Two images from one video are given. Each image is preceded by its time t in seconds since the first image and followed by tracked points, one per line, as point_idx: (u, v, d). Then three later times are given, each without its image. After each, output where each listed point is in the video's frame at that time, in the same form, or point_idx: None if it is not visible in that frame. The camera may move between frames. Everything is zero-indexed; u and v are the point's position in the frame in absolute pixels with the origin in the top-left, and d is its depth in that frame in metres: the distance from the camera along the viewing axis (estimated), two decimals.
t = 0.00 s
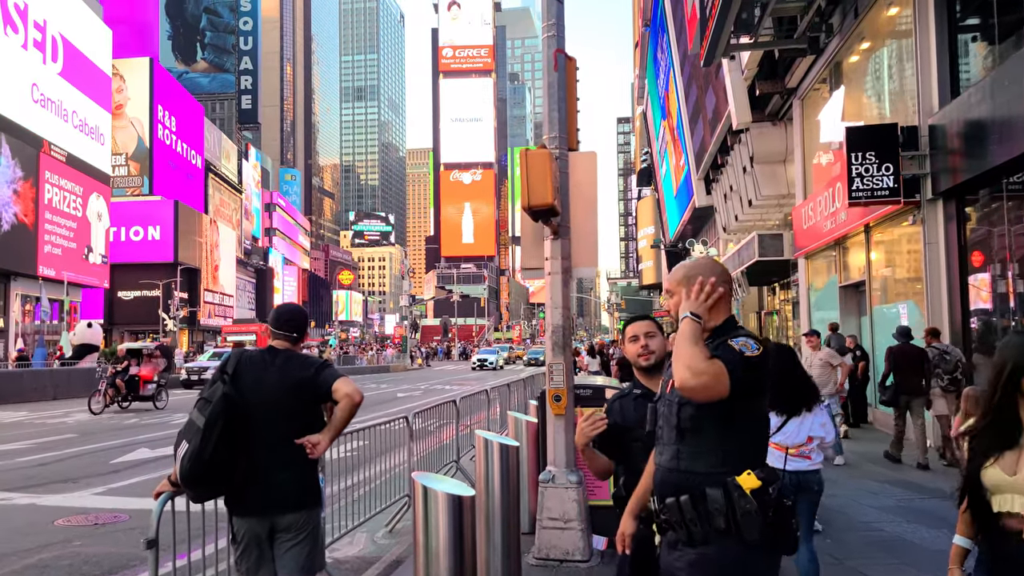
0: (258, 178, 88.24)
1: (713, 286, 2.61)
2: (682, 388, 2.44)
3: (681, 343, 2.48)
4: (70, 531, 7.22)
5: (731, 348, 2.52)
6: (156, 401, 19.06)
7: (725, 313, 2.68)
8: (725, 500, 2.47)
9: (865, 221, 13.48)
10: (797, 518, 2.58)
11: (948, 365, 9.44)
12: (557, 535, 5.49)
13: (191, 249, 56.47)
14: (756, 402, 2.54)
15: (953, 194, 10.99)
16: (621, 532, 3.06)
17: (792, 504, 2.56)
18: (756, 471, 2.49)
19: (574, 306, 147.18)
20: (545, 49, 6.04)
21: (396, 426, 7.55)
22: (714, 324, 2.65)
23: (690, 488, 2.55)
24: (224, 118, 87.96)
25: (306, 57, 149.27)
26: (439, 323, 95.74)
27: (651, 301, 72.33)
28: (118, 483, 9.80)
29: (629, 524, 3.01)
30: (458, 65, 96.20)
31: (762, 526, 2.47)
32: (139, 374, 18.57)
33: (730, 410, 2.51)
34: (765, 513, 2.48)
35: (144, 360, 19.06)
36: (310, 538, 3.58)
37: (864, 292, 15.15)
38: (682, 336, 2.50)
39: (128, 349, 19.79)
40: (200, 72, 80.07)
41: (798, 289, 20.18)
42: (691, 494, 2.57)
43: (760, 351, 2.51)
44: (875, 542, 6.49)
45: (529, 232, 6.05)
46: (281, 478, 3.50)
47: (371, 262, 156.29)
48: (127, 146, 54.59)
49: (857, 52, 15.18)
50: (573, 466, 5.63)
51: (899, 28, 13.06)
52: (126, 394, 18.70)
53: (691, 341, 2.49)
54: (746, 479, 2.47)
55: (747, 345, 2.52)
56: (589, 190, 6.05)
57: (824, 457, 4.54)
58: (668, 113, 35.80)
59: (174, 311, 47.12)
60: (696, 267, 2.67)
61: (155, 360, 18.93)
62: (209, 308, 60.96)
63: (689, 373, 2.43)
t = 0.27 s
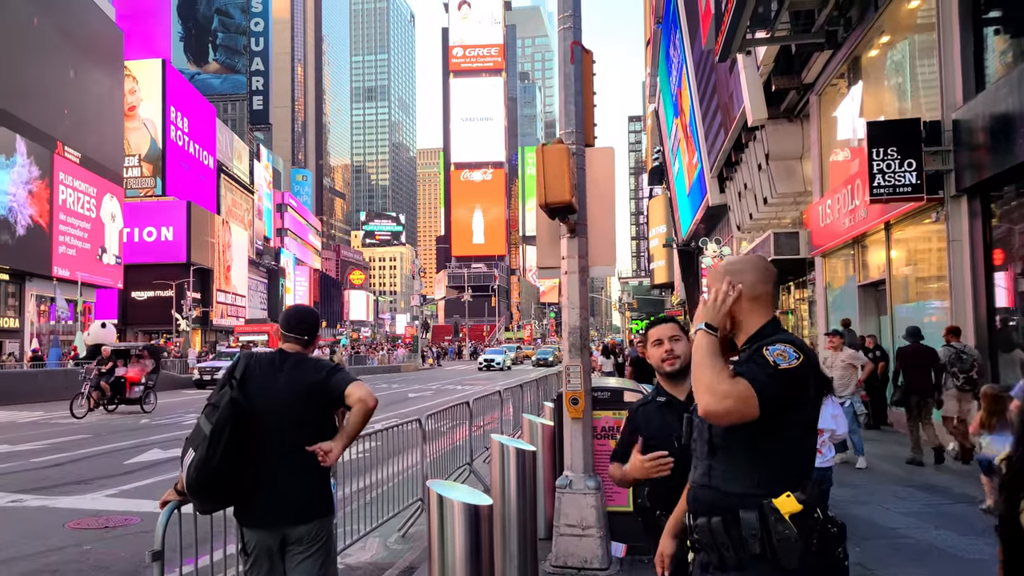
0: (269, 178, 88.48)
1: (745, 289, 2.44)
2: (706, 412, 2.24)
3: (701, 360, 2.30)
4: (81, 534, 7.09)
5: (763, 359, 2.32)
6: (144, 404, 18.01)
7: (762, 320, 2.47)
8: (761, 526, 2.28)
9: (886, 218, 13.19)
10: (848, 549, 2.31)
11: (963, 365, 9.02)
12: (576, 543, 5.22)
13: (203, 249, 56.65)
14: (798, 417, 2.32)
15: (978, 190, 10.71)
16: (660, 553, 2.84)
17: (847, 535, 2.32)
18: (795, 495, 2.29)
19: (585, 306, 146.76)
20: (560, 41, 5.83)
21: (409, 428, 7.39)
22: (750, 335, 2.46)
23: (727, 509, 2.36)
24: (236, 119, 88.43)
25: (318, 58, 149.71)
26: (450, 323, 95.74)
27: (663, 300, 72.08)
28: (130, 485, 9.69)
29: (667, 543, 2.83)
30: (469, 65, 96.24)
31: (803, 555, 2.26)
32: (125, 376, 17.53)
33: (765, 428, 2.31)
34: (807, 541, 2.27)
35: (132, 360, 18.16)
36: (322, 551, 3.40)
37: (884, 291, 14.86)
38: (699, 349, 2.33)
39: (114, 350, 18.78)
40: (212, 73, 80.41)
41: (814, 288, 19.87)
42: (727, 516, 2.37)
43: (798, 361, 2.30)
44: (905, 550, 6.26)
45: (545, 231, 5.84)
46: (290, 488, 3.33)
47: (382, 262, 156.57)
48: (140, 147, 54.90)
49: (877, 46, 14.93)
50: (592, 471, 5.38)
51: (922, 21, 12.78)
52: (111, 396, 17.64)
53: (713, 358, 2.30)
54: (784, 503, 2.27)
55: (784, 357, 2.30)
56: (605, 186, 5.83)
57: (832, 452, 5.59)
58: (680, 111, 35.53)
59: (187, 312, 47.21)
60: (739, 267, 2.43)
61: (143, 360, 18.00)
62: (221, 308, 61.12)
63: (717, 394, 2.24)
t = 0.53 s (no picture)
0: (288, 179, 88.91)
1: (789, 287, 2.29)
2: (718, 424, 2.11)
3: (711, 367, 2.20)
4: (97, 535, 7.01)
5: (790, 363, 2.13)
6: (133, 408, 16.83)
7: (805, 318, 2.28)
8: (788, 546, 2.12)
9: (916, 215, 12.85)
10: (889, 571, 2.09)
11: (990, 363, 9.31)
12: (600, 549, 5.02)
13: (223, 249, 56.99)
14: (842, 424, 2.12)
15: (1011, 185, 10.37)
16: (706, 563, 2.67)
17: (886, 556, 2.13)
18: (829, 512, 2.10)
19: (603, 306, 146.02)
20: (583, 31, 5.62)
21: (428, 430, 7.23)
22: (789, 334, 2.30)
23: (753, 525, 2.24)
24: (256, 119, 88.95)
25: (337, 59, 150.31)
26: (468, 323, 95.70)
27: (682, 300, 71.45)
28: (147, 485, 9.61)
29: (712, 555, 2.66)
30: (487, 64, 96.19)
31: None
32: (117, 376, 16.56)
33: (799, 436, 2.13)
34: (844, 562, 2.06)
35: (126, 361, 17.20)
36: (340, 559, 3.25)
37: (912, 289, 14.49)
38: (709, 360, 2.23)
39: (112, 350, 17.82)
40: (232, 74, 80.92)
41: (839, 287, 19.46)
42: (759, 532, 2.24)
43: (834, 364, 2.09)
44: (943, 558, 6.00)
45: (566, 228, 5.67)
46: (305, 496, 3.18)
47: (399, 262, 156.97)
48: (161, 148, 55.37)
49: (904, 40, 14.61)
50: (616, 475, 5.17)
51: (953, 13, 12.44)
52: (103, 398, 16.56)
53: (719, 375, 2.18)
54: (813, 522, 2.09)
55: (817, 360, 2.10)
56: (630, 181, 5.61)
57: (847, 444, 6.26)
58: (701, 109, 35.15)
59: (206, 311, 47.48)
60: (793, 261, 2.29)
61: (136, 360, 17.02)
62: (241, 308, 61.45)
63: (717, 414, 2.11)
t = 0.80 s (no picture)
0: (298, 179, 89.10)
1: (829, 275, 2.23)
2: (727, 422, 2.00)
3: (725, 370, 2.09)
4: (104, 536, 6.94)
5: (808, 357, 2.00)
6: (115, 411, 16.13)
7: (842, 311, 2.21)
8: (809, 550, 2.00)
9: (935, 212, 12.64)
10: None
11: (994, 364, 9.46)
12: (615, 552, 4.89)
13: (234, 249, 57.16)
14: (879, 420, 1.97)
15: None
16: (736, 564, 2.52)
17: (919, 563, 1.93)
18: (853, 517, 1.95)
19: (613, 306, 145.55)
20: (598, 22, 5.49)
21: (439, 429, 7.11)
22: (825, 329, 2.21)
23: (776, 527, 2.14)
24: (267, 120, 89.21)
25: (347, 60, 150.70)
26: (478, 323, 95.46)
27: (693, 300, 71.11)
28: (155, 485, 9.55)
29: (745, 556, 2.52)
30: (497, 63, 96.04)
31: None
32: (96, 377, 15.81)
33: (821, 434, 2.00)
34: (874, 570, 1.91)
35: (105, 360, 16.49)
36: (349, 562, 3.15)
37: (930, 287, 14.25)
38: (724, 363, 2.13)
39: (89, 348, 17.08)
40: (243, 75, 81.23)
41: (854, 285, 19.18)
42: (787, 537, 2.12)
43: (855, 361, 1.94)
44: (969, 562, 5.82)
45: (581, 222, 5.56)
46: (311, 500, 3.07)
47: (410, 261, 156.99)
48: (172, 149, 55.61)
49: (921, 35, 14.41)
50: (632, 476, 5.04)
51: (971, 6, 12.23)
52: (82, 400, 15.80)
53: (734, 376, 2.06)
54: (837, 524, 1.95)
55: (838, 354, 1.95)
56: (645, 174, 5.46)
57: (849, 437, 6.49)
58: (712, 107, 34.94)
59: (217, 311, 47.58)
60: (831, 249, 2.24)
61: (117, 361, 16.34)
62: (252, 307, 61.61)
63: (737, 411, 1.98)
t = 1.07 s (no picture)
0: (302, 179, 89.20)
1: (856, 271, 2.19)
2: (751, 424, 1.93)
3: (749, 378, 2.01)
4: (104, 540, 6.89)
5: (838, 354, 1.93)
6: (85, 414, 15.65)
7: (874, 307, 2.16)
8: (843, 558, 1.93)
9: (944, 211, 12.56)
10: None
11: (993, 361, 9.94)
12: (627, 557, 4.83)
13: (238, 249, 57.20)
14: (911, 424, 1.90)
15: None
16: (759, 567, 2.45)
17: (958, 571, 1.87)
18: (891, 525, 1.89)
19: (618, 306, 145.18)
20: (609, 17, 5.43)
21: (446, 431, 7.05)
22: (855, 324, 2.17)
23: (805, 534, 2.08)
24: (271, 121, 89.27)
25: (351, 61, 150.82)
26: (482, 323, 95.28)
27: (698, 301, 70.88)
28: (158, 487, 9.51)
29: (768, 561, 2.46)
30: (501, 64, 96.01)
31: None
32: (66, 381, 15.23)
33: (855, 435, 1.93)
34: None
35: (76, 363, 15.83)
36: (356, 567, 3.09)
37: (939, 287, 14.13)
38: (750, 369, 2.06)
39: (54, 348, 16.38)
40: (247, 76, 81.37)
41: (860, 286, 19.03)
42: (814, 544, 2.06)
43: (893, 356, 1.86)
44: (983, 565, 5.74)
45: (591, 219, 5.50)
46: (319, 505, 3.01)
47: (414, 262, 156.98)
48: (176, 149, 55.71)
49: (929, 32, 14.30)
50: (643, 479, 5.00)
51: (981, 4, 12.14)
52: (49, 405, 15.16)
53: (758, 380, 1.98)
54: (871, 532, 1.89)
55: (871, 352, 1.88)
56: (656, 170, 5.38)
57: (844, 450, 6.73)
58: (717, 107, 34.84)
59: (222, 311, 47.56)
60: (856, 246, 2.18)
61: (87, 362, 15.72)
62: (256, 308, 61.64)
63: (758, 413, 1.92)
